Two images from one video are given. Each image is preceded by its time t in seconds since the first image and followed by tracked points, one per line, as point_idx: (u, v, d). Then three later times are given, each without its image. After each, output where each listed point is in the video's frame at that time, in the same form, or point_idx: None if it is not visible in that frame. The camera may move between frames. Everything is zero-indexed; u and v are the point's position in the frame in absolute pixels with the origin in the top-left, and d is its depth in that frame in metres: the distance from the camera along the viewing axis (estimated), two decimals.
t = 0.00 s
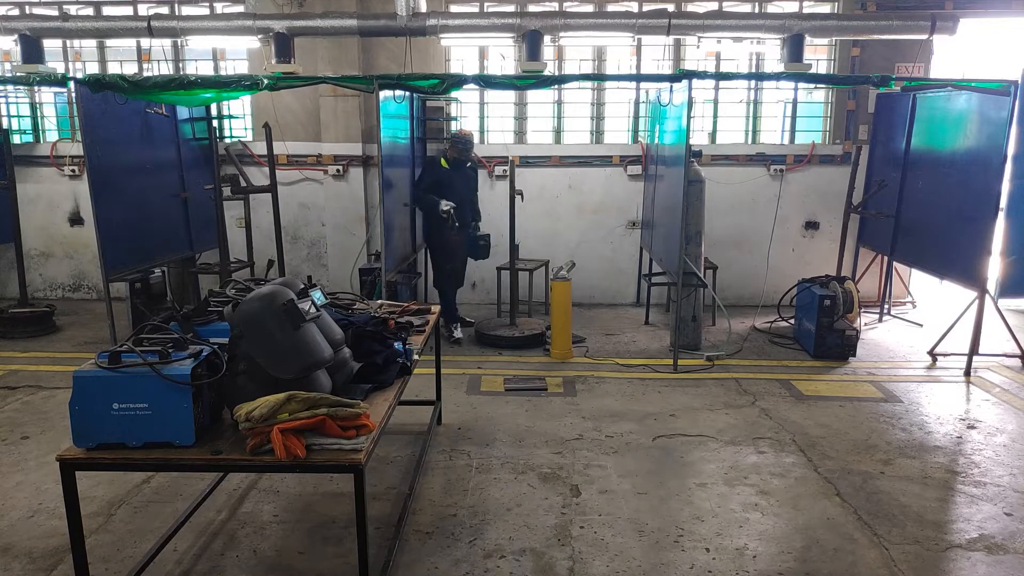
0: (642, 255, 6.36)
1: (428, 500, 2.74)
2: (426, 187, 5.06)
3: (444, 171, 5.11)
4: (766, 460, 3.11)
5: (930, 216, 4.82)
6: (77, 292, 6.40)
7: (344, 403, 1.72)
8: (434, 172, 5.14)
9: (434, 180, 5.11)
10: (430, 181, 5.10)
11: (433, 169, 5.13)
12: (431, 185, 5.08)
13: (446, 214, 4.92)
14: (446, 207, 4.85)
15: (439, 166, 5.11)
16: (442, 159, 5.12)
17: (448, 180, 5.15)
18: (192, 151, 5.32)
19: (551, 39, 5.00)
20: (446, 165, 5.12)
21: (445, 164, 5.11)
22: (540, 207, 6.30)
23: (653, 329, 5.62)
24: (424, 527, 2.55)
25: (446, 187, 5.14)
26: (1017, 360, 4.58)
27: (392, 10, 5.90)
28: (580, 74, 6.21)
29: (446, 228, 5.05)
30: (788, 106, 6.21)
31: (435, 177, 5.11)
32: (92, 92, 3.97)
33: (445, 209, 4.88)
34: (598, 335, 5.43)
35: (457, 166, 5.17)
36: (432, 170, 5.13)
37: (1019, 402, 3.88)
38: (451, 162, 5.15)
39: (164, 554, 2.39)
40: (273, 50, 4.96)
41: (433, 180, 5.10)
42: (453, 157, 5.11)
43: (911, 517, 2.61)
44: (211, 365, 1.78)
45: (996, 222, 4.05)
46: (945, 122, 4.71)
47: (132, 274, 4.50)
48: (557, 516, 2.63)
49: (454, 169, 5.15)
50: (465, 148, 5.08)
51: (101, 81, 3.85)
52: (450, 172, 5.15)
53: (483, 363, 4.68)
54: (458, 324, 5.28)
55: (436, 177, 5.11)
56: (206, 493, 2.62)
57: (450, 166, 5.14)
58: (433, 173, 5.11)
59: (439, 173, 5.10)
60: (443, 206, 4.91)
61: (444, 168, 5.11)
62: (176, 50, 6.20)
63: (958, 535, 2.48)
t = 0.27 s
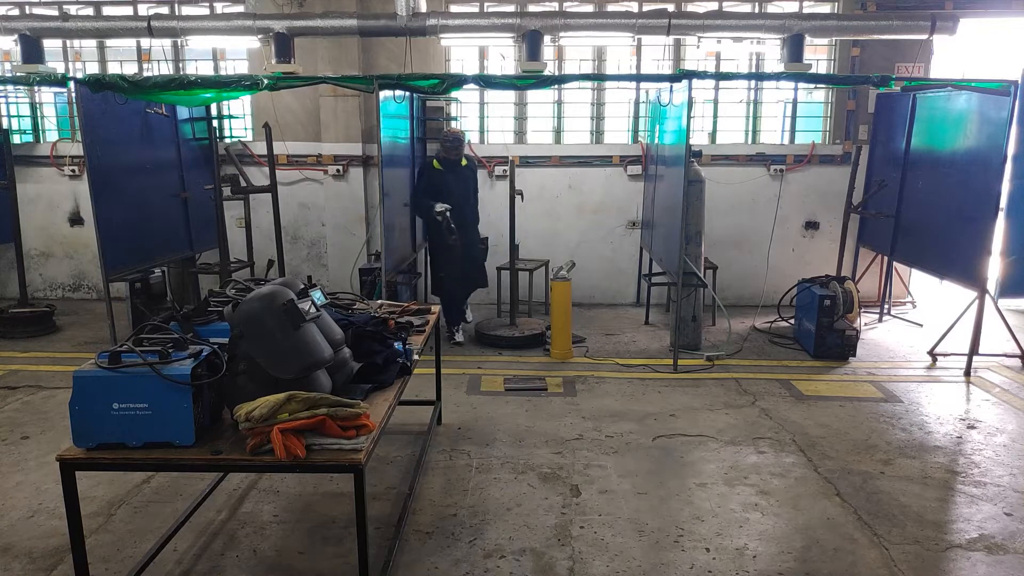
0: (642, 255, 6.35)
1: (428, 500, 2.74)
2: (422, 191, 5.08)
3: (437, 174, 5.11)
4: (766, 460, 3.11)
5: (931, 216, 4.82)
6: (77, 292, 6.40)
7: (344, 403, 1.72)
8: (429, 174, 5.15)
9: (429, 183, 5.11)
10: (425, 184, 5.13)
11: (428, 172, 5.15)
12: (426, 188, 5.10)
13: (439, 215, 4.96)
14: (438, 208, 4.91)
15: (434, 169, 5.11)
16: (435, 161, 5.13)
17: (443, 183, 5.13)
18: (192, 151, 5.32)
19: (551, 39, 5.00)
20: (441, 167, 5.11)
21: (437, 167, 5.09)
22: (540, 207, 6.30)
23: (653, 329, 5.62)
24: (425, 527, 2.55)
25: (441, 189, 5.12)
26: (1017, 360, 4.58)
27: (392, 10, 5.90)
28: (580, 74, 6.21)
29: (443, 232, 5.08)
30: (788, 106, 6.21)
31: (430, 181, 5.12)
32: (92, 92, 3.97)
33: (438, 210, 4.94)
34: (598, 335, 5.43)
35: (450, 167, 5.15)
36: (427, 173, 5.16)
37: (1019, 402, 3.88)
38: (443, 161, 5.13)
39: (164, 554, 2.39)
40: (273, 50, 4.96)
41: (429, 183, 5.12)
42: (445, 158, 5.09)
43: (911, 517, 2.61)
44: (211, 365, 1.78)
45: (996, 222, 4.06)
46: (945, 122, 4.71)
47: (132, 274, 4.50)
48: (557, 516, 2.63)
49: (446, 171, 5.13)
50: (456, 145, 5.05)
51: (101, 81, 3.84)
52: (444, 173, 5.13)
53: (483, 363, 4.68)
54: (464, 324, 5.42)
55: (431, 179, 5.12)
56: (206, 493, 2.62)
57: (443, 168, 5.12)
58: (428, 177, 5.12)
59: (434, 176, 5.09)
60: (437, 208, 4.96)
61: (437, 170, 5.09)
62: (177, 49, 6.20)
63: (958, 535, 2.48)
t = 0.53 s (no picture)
0: (642, 255, 6.35)
1: (428, 500, 2.74)
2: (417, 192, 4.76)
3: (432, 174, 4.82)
4: (766, 460, 3.11)
5: (931, 216, 4.82)
6: (77, 292, 6.40)
7: (344, 403, 1.72)
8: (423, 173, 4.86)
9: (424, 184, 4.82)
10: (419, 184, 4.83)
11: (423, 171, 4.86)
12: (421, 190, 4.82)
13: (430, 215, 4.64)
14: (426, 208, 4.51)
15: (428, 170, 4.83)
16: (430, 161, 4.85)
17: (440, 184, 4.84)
18: (192, 151, 5.32)
19: (551, 39, 5.01)
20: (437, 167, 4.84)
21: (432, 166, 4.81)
22: (540, 207, 6.30)
23: (653, 329, 5.62)
24: (425, 527, 2.55)
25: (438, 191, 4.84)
26: (1017, 360, 4.59)
27: (392, 10, 5.90)
28: (580, 74, 6.21)
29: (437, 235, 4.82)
30: (788, 106, 6.21)
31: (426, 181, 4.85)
32: (92, 92, 3.97)
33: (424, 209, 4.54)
34: (598, 335, 5.43)
35: (445, 165, 4.85)
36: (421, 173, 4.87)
37: (1019, 402, 3.88)
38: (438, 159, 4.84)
39: (164, 554, 2.39)
40: (273, 50, 4.96)
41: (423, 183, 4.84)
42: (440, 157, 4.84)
43: (911, 517, 2.61)
44: (211, 365, 1.78)
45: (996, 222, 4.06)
46: (945, 122, 4.71)
47: (132, 274, 4.50)
48: (557, 516, 2.63)
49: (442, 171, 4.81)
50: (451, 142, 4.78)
51: (101, 81, 3.84)
52: (440, 174, 4.82)
53: (483, 363, 4.68)
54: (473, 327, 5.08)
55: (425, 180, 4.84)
56: (206, 493, 2.62)
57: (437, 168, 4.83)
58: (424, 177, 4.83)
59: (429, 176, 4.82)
60: (425, 204, 4.70)
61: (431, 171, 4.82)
62: (176, 50, 6.20)
63: (958, 535, 2.48)
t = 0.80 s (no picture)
0: (642, 255, 6.35)
1: (428, 500, 2.74)
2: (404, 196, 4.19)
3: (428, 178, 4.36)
4: (766, 460, 3.11)
5: (931, 216, 4.82)
6: (77, 292, 6.40)
7: (344, 402, 1.72)
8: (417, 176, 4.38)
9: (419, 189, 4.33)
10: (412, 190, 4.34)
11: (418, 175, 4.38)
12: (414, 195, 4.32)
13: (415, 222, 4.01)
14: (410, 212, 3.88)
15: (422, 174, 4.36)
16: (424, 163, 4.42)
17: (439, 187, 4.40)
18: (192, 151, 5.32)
19: (551, 39, 5.01)
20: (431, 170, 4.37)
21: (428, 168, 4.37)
22: (541, 207, 6.30)
23: (653, 329, 5.61)
24: (425, 527, 2.55)
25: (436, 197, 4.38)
26: (1017, 360, 4.59)
27: (392, 9, 5.89)
28: (580, 74, 6.21)
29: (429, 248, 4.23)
30: (788, 106, 6.22)
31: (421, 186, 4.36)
32: (92, 92, 3.97)
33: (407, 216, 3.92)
34: (598, 335, 5.43)
35: (441, 167, 4.39)
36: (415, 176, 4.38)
37: (1019, 402, 3.88)
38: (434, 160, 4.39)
39: (164, 553, 2.39)
40: (273, 50, 4.96)
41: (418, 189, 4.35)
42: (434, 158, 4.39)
43: (911, 517, 2.61)
44: (211, 365, 1.78)
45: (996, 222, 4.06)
46: (945, 122, 4.71)
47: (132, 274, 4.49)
48: (557, 516, 2.63)
49: (440, 174, 4.36)
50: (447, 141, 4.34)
51: (101, 81, 3.85)
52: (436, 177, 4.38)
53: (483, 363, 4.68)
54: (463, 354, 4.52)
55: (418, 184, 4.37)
56: (206, 493, 2.62)
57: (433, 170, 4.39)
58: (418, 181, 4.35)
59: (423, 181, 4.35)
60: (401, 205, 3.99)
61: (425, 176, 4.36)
62: (176, 50, 6.20)
63: (958, 535, 2.48)
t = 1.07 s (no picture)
0: (642, 255, 6.35)
1: (428, 500, 2.74)
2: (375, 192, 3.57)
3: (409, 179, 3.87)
4: (766, 461, 3.11)
5: (931, 216, 4.82)
6: (77, 292, 6.40)
7: (344, 402, 1.71)
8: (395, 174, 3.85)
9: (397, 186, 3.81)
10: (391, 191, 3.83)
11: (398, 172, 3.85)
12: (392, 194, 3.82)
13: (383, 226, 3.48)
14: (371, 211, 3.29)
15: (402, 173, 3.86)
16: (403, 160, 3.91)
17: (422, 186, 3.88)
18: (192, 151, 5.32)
19: (551, 39, 5.01)
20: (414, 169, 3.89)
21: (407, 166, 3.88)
22: (541, 207, 6.29)
23: (653, 329, 5.61)
24: (425, 527, 2.55)
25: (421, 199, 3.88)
26: (1017, 360, 4.59)
27: (392, 9, 5.89)
28: (580, 74, 6.20)
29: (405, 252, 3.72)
30: (788, 106, 6.22)
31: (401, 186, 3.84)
32: (92, 92, 3.97)
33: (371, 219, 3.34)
34: (598, 335, 5.43)
35: (424, 164, 3.91)
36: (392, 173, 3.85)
37: (1019, 402, 3.88)
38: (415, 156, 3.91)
39: (164, 553, 2.39)
40: (273, 50, 4.96)
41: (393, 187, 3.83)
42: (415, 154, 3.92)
43: (911, 517, 2.61)
44: (211, 365, 1.78)
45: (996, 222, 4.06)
46: (945, 122, 4.71)
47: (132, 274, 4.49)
48: (557, 516, 2.62)
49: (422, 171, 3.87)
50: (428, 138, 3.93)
51: (101, 81, 3.85)
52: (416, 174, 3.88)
53: (483, 363, 4.68)
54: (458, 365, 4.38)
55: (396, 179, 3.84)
56: (206, 493, 2.62)
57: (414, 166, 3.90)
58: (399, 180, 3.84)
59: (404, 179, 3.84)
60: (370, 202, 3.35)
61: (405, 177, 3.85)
62: (176, 49, 6.20)
63: (958, 535, 2.48)
